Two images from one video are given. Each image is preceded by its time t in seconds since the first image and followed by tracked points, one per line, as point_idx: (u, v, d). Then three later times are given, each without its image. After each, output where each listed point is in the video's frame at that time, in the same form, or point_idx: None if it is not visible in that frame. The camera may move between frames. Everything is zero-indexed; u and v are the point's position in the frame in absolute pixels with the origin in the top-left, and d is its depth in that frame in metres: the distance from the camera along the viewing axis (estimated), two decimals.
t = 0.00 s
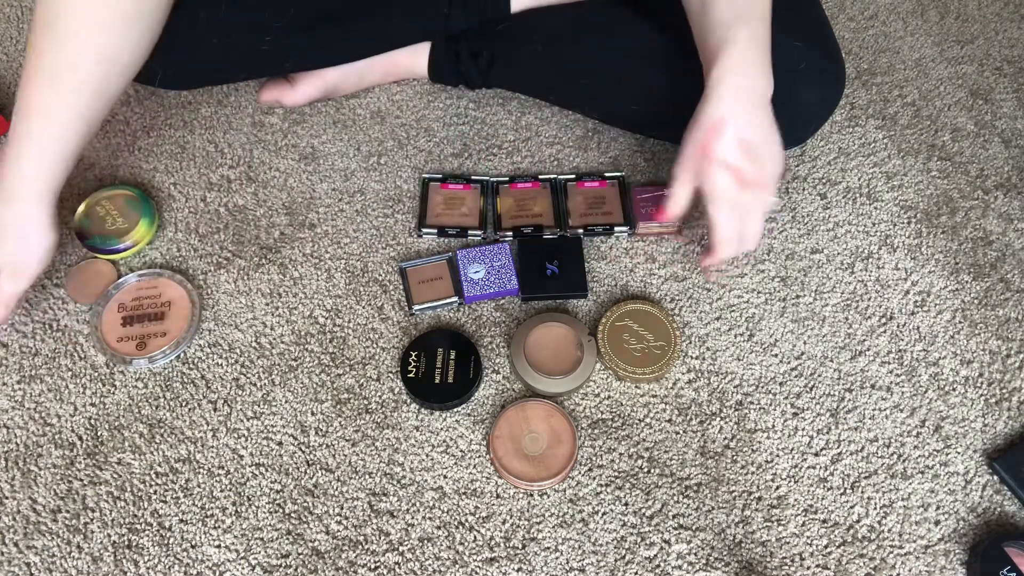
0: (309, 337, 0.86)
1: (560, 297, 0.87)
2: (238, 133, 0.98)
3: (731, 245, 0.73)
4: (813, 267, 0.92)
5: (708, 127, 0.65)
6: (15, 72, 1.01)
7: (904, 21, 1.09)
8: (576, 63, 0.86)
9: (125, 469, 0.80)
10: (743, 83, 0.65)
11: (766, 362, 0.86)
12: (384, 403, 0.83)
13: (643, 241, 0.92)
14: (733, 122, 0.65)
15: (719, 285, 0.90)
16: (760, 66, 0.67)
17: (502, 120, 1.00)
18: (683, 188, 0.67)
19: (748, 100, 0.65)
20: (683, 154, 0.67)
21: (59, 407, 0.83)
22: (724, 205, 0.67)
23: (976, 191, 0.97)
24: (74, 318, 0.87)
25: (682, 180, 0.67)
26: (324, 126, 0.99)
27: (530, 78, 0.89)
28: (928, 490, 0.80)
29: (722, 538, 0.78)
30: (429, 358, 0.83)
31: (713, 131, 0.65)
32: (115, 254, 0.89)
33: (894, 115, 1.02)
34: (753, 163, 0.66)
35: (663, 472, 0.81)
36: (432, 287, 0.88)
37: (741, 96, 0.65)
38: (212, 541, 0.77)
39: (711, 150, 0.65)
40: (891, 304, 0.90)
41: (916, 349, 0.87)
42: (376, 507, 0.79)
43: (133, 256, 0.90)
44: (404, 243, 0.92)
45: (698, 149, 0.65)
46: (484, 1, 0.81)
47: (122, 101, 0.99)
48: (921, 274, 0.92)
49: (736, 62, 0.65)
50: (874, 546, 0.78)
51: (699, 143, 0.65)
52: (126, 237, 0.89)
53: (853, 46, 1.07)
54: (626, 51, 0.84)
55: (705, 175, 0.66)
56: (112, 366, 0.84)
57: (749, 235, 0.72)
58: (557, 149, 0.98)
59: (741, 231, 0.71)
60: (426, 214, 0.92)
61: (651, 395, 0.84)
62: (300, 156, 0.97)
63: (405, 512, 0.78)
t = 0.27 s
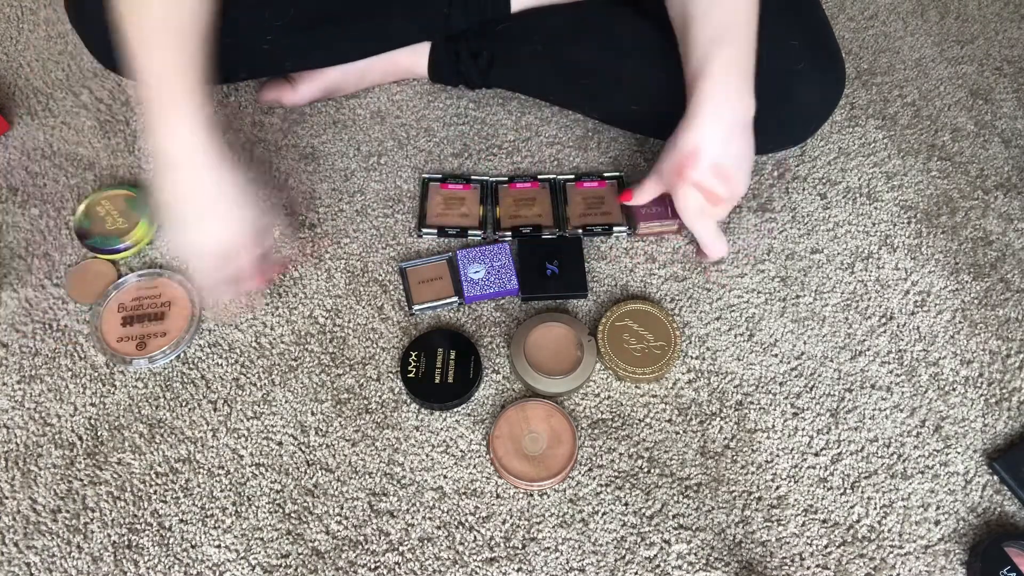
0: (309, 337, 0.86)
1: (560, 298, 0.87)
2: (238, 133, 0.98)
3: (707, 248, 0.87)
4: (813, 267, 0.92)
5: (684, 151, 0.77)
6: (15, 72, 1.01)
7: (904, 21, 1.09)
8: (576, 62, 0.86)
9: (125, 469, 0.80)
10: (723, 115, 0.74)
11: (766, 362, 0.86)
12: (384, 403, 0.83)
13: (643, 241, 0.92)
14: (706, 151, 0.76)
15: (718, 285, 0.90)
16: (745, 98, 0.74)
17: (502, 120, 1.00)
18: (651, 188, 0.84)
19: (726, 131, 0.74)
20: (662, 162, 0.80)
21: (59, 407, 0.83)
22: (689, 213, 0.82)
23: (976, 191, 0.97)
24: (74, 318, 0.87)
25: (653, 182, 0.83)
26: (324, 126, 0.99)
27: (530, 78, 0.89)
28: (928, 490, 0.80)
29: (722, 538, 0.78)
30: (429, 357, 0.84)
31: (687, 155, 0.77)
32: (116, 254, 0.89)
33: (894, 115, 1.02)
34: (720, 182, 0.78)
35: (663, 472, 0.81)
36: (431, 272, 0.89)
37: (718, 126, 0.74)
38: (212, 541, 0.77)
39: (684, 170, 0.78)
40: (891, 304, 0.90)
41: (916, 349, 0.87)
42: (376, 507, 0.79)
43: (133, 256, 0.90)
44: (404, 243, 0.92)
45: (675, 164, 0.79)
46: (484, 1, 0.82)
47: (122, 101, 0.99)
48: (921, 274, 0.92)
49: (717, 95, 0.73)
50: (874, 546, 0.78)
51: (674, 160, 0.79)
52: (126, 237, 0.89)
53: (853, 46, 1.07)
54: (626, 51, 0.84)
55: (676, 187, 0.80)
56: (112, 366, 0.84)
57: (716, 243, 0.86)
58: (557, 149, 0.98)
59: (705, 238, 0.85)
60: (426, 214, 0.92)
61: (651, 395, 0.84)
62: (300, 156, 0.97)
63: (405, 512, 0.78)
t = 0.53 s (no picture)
0: (309, 337, 0.86)
1: (560, 298, 0.87)
2: (238, 133, 0.98)
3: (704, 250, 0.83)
4: (813, 267, 0.92)
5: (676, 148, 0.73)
6: (15, 72, 1.01)
7: (904, 21, 1.09)
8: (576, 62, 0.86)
9: (125, 469, 0.80)
10: (714, 106, 0.72)
11: (766, 362, 0.86)
12: (384, 403, 0.83)
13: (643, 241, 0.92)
14: (699, 145, 0.73)
15: (719, 285, 0.90)
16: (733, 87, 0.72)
17: (502, 120, 1.00)
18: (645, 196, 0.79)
19: (718, 122, 0.72)
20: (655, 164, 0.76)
21: (59, 407, 0.83)
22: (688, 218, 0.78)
23: (976, 191, 0.97)
24: (75, 318, 0.87)
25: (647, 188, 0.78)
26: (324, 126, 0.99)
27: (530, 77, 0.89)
28: (928, 490, 0.80)
29: (722, 538, 0.78)
30: (429, 357, 0.83)
31: (680, 152, 0.73)
32: (116, 254, 0.89)
33: (894, 115, 1.02)
34: (716, 181, 0.74)
35: (663, 472, 0.81)
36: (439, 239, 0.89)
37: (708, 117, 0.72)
38: (212, 541, 0.77)
39: (678, 168, 0.74)
40: (891, 304, 0.90)
41: (916, 349, 0.87)
42: (376, 507, 0.79)
43: (133, 256, 0.90)
44: (404, 243, 0.92)
45: (668, 165, 0.75)
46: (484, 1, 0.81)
47: (122, 101, 0.99)
48: (921, 274, 0.92)
49: (706, 84, 0.72)
50: (874, 546, 0.78)
51: (667, 161, 0.75)
52: (126, 237, 0.89)
53: (853, 46, 1.07)
54: (625, 51, 0.84)
55: (670, 189, 0.76)
56: (112, 366, 0.84)
57: (714, 245, 0.81)
58: (557, 149, 0.98)
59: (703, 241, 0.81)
60: (426, 214, 0.92)
61: (651, 395, 0.84)
62: (300, 156, 0.97)
63: (405, 512, 0.78)
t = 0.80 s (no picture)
0: (309, 337, 0.86)
1: (560, 297, 0.87)
2: (238, 133, 0.98)
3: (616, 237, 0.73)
4: (813, 267, 0.92)
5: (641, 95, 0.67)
6: (15, 72, 1.01)
7: (904, 21, 1.09)
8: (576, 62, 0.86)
9: (125, 469, 0.80)
10: (689, 61, 0.67)
11: (766, 362, 0.86)
12: (384, 403, 0.83)
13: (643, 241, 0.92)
14: (668, 96, 0.66)
15: (718, 285, 0.90)
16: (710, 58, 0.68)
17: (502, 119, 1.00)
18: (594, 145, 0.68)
19: (690, 82, 0.67)
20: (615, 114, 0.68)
21: (59, 407, 0.83)
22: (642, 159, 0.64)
23: (976, 191, 0.97)
24: (74, 317, 0.87)
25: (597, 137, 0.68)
26: (324, 126, 0.99)
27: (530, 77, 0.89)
28: (928, 490, 0.80)
29: (722, 538, 0.78)
30: (429, 357, 0.83)
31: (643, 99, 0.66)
32: (116, 254, 0.89)
33: (894, 115, 1.02)
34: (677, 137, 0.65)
35: (663, 472, 0.81)
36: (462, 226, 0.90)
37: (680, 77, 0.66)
38: (212, 541, 0.77)
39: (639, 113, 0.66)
40: (891, 304, 0.90)
41: (916, 349, 0.87)
42: (376, 507, 0.79)
43: (133, 256, 0.90)
44: (404, 243, 0.92)
45: (628, 110, 0.67)
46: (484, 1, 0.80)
47: (122, 101, 0.99)
48: (921, 274, 0.92)
49: (685, 41, 0.67)
50: (874, 546, 0.78)
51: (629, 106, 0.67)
52: (126, 237, 0.89)
53: (853, 46, 1.07)
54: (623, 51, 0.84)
55: (621, 135, 0.66)
56: (112, 366, 0.84)
57: (671, 217, 0.68)
58: (557, 149, 0.98)
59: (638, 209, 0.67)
60: (426, 214, 0.92)
61: (651, 395, 0.84)
62: (300, 156, 0.97)
63: (405, 512, 0.78)
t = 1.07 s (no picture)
0: (309, 337, 0.86)
1: (560, 298, 0.87)
2: (238, 133, 0.98)
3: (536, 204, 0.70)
4: (813, 267, 0.92)
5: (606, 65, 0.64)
6: (15, 72, 1.01)
7: (904, 21, 1.09)
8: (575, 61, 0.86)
9: (125, 469, 0.80)
10: (655, 51, 0.66)
11: (766, 362, 0.86)
12: (384, 403, 0.83)
13: (643, 241, 0.92)
14: (629, 76, 0.64)
15: (718, 285, 0.90)
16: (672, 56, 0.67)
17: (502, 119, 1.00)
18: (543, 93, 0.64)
19: (648, 70, 0.66)
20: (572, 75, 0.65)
21: (59, 407, 0.83)
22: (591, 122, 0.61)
23: (976, 191, 0.97)
24: (74, 317, 0.87)
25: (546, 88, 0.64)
26: (324, 126, 0.99)
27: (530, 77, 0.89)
28: (928, 490, 0.80)
29: (722, 538, 0.78)
30: (429, 358, 0.83)
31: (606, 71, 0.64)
32: (116, 254, 0.89)
33: (894, 115, 1.02)
34: (628, 116, 0.63)
35: (663, 472, 0.81)
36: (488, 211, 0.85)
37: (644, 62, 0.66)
38: (212, 541, 0.77)
39: (599, 81, 0.63)
40: (891, 304, 0.90)
41: (916, 349, 0.87)
42: (376, 507, 0.79)
43: (133, 256, 0.90)
44: (404, 243, 0.92)
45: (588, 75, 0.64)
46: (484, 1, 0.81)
47: (122, 101, 0.99)
48: (921, 274, 0.92)
49: (659, 29, 0.66)
50: (874, 546, 0.78)
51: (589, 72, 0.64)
52: (126, 237, 0.89)
53: (853, 46, 1.07)
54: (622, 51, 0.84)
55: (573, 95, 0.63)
56: (112, 366, 0.84)
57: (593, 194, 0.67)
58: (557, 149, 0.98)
59: (565, 174, 0.65)
60: (426, 214, 0.92)
61: (651, 395, 0.84)
62: (300, 156, 0.97)
63: (405, 512, 0.78)
